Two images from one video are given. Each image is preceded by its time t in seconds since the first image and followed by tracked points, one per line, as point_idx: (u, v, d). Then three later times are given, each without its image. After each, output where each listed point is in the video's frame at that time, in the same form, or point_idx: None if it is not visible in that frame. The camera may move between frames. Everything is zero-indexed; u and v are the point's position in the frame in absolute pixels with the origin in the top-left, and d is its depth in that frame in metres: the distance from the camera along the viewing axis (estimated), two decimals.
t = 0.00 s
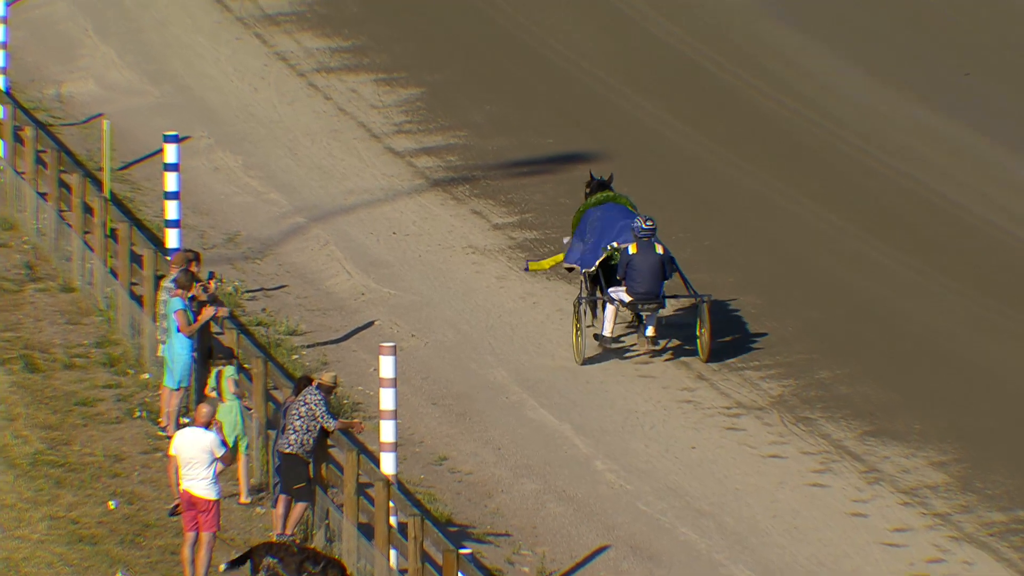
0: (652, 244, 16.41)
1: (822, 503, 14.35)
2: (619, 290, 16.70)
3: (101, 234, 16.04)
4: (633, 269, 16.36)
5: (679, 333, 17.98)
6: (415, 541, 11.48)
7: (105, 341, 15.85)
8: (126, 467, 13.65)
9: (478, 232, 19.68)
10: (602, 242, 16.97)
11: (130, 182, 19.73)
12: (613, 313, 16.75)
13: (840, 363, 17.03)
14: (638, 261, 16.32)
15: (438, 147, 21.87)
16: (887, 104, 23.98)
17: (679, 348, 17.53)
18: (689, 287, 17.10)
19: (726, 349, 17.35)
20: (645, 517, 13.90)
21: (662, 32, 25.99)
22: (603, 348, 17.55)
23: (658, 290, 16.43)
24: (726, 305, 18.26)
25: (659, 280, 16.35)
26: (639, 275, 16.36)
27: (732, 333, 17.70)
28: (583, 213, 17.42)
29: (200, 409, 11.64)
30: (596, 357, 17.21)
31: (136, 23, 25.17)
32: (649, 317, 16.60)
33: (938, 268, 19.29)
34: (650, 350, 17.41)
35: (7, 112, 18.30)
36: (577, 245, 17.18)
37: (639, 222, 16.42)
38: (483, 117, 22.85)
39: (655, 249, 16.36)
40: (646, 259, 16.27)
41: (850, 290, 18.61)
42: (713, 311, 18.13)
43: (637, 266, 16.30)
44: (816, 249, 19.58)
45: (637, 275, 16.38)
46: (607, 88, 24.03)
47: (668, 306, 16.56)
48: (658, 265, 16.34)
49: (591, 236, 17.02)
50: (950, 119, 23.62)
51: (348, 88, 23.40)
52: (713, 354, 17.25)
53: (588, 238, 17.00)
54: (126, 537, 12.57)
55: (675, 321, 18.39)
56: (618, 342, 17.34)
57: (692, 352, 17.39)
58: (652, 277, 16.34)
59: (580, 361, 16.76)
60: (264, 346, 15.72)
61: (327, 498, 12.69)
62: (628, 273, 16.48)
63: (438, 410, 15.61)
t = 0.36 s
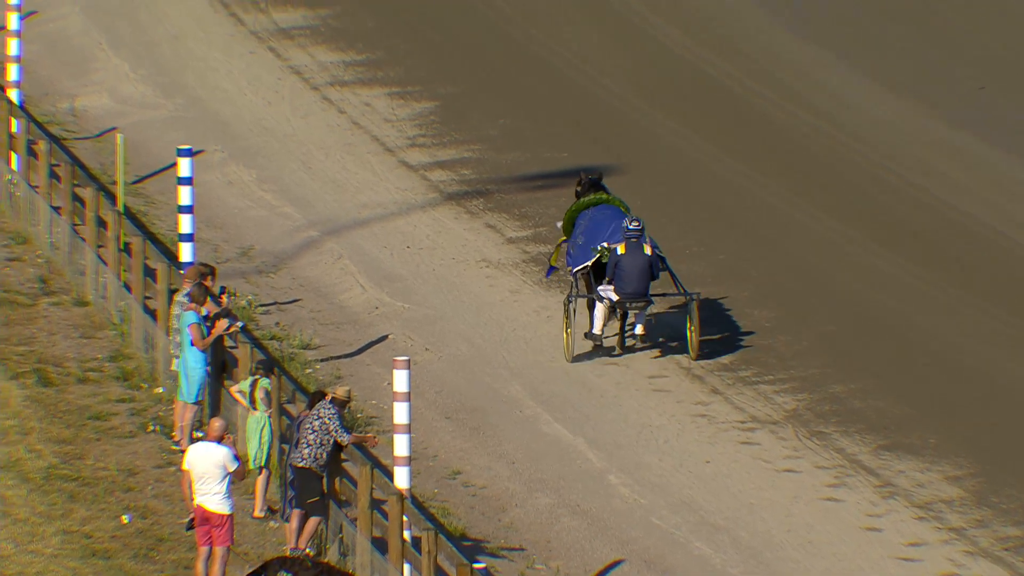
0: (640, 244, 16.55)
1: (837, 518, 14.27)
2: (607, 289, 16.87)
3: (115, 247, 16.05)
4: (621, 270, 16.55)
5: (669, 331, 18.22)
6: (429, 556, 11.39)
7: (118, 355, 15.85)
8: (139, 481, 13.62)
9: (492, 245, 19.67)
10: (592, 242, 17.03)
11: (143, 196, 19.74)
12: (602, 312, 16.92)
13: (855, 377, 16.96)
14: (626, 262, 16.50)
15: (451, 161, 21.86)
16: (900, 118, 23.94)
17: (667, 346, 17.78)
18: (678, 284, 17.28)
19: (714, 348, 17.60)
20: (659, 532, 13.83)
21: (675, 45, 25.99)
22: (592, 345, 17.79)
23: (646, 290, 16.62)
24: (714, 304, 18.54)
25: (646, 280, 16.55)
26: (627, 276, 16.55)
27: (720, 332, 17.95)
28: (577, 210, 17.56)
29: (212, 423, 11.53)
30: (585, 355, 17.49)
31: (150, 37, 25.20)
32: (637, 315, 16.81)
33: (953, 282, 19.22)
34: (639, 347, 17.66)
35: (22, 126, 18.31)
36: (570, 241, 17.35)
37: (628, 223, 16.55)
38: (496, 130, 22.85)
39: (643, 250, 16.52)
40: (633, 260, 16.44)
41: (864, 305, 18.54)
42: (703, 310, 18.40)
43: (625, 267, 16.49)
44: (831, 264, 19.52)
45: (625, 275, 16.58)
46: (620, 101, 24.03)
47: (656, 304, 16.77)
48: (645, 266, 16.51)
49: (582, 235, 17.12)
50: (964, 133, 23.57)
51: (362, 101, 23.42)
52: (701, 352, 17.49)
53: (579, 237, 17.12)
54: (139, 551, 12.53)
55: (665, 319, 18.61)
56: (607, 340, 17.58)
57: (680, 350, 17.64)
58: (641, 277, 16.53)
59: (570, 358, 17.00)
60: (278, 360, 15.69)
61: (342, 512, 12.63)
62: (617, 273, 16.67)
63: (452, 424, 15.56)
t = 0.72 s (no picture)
0: (627, 245, 16.89)
1: (846, 536, 14.20)
2: (595, 291, 17.15)
3: (124, 265, 16.06)
4: (609, 270, 16.84)
5: (658, 334, 18.53)
6: None
7: (127, 373, 15.83)
8: (148, 499, 13.58)
9: (501, 263, 19.67)
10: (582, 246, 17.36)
11: (152, 213, 19.75)
12: (591, 314, 17.22)
13: (865, 395, 16.91)
14: (614, 262, 16.81)
15: (460, 178, 21.87)
16: (908, 135, 23.93)
17: (656, 347, 18.11)
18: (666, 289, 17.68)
19: (703, 350, 17.92)
20: (669, 550, 13.77)
21: (684, 63, 26.02)
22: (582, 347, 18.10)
23: (634, 291, 16.91)
24: (702, 306, 18.88)
25: (634, 280, 16.84)
26: (615, 276, 16.84)
27: (708, 334, 18.28)
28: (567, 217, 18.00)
29: (220, 442, 11.52)
30: (576, 357, 17.73)
31: (159, 54, 25.23)
32: (625, 317, 17.06)
33: (963, 301, 19.17)
34: (628, 349, 17.98)
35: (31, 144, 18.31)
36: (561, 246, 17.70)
37: (615, 225, 16.96)
38: (505, 147, 22.86)
39: (630, 250, 16.85)
40: (621, 260, 16.75)
41: (873, 322, 18.51)
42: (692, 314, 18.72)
43: (613, 267, 16.79)
44: (841, 281, 19.49)
45: (613, 276, 16.86)
46: (629, 118, 24.04)
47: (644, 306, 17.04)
48: (632, 267, 16.82)
49: (572, 239, 17.48)
50: (972, 151, 23.55)
51: (371, 118, 23.44)
52: (689, 354, 17.82)
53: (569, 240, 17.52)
54: (147, 569, 12.47)
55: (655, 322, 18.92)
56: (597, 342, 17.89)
57: (668, 352, 17.96)
58: (628, 277, 16.82)
59: (559, 359, 17.32)
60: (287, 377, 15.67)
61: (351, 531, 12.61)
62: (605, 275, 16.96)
63: (460, 441, 15.53)
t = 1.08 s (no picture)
0: (613, 256, 17.34)
1: (853, 562, 14.14)
2: (583, 301, 17.60)
3: (130, 290, 16.08)
4: (596, 282, 17.30)
5: (645, 344, 18.85)
6: None
7: (133, 398, 15.82)
8: (153, 525, 13.54)
9: (506, 289, 19.68)
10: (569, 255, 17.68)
11: (158, 239, 19.78)
12: (580, 323, 17.68)
13: (871, 421, 16.87)
14: (601, 274, 17.26)
15: (465, 203, 21.89)
16: (913, 161, 23.95)
17: (643, 357, 18.44)
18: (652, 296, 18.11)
19: (690, 360, 18.23)
20: None
21: (688, 88, 26.08)
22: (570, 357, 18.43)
23: (621, 300, 17.41)
24: (688, 316, 19.20)
25: (621, 290, 17.34)
26: (602, 287, 17.32)
27: (694, 344, 18.60)
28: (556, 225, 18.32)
29: (224, 467, 11.46)
30: (564, 367, 18.10)
31: (165, 80, 25.29)
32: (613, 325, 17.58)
33: (969, 326, 19.14)
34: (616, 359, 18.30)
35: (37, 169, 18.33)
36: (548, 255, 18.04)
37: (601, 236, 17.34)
38: (510, 173, 22.90)
39: (617, 261, 17.30)
40: (607, 271, 17.21)
41: (879, 348, 18.48)
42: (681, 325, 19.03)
43: (600, 279, 17.25)
44: (846, 307, 19.48)
45: (601, 286, 17.32)
46: (634, 144, 24.07)
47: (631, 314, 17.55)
48: (619, 277, 17.29)
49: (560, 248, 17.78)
50: (977, 176, 23.57)
51: (377, 144, 23.49)
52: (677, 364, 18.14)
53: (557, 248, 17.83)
54: None
55: (643, 333, 19.24)
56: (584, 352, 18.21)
57: (656, 362, 18.29)
58: (615, 288, 17.31)
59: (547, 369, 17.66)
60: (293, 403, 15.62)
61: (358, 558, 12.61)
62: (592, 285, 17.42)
63: (466, 467, 15.50)
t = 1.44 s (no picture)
0: (600, 261, 17.57)
1: None
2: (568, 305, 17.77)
3: (132, 309, 16.11)
4: (582, 286, 17.51)
5: (632, 349, 19.19)
6: None
7: (135, 417, 15.81)
8: (156, 543, 13.51)
9: (508, 308, 19.69)
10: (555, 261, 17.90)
11: (160, 258, 19.80)
12: (565, 328, 17.84)
13: (874, 440, 16.84)
14: (587, 278, 17.49)
15: (468, 222, 21.91)
16: (914, 180, 23.97)
17: (629, 361, 18.79)
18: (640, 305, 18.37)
19: (675, 363, 18.58)
20: None
21: (690, 107, 26.13)
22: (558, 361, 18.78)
23: (606, 305, 17.60)
24: (673, 321, 19.57)
25: (607, 295, 17.54)
26: (588, 291, 17.53)
27: (679, 348, 18.94)
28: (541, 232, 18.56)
29: (225, 486, 11.46)
30: (550, 370, 18.45)
31: (168, 99, 25.34)
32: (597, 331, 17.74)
33: (972, 345, 19.13)
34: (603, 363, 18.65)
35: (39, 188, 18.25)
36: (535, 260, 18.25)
37: (588, 241, 17.59)
38: (512, 191, 22.93)
39: (603, 266, 17.54)
40: (594, 275, 17.43)
41: (882, 367, 18.47)
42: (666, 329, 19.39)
43: (586, 283, 17.46)
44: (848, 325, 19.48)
45: (586, 290, 17.53)
46: (635, 162, 24.10)
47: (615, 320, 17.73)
48: (605, 282, 17.51)
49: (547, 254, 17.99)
50: (978, 195, 23.60)
51: (380, 163, 23.53)
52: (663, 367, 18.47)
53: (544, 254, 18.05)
54: None
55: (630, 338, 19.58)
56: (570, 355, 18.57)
57: (641, 365, 18.64)
58: (601, 292, 17.51)
59: (533, 372, 18.01)
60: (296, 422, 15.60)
61: None
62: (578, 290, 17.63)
63: (469, 486, 15.48)
